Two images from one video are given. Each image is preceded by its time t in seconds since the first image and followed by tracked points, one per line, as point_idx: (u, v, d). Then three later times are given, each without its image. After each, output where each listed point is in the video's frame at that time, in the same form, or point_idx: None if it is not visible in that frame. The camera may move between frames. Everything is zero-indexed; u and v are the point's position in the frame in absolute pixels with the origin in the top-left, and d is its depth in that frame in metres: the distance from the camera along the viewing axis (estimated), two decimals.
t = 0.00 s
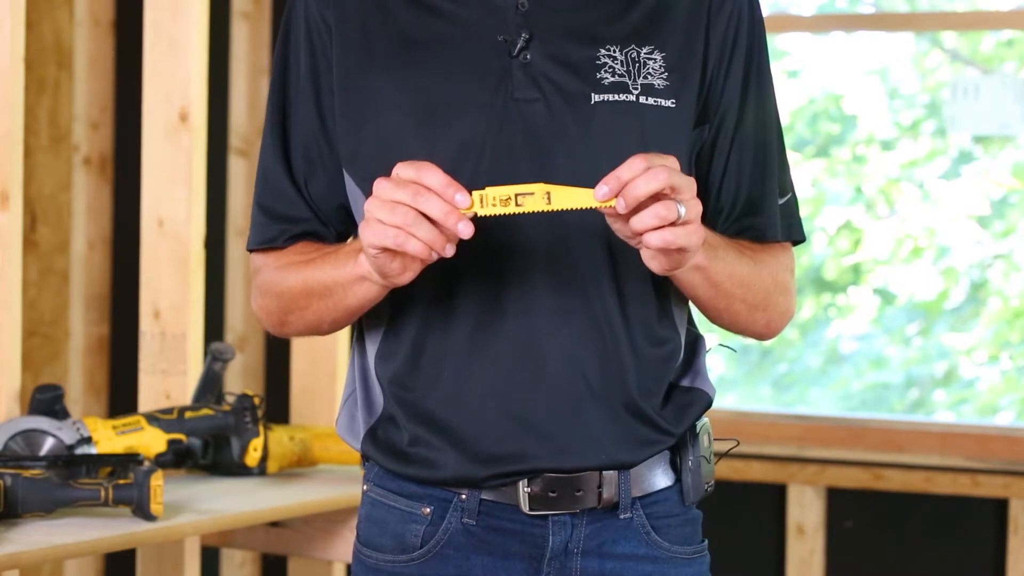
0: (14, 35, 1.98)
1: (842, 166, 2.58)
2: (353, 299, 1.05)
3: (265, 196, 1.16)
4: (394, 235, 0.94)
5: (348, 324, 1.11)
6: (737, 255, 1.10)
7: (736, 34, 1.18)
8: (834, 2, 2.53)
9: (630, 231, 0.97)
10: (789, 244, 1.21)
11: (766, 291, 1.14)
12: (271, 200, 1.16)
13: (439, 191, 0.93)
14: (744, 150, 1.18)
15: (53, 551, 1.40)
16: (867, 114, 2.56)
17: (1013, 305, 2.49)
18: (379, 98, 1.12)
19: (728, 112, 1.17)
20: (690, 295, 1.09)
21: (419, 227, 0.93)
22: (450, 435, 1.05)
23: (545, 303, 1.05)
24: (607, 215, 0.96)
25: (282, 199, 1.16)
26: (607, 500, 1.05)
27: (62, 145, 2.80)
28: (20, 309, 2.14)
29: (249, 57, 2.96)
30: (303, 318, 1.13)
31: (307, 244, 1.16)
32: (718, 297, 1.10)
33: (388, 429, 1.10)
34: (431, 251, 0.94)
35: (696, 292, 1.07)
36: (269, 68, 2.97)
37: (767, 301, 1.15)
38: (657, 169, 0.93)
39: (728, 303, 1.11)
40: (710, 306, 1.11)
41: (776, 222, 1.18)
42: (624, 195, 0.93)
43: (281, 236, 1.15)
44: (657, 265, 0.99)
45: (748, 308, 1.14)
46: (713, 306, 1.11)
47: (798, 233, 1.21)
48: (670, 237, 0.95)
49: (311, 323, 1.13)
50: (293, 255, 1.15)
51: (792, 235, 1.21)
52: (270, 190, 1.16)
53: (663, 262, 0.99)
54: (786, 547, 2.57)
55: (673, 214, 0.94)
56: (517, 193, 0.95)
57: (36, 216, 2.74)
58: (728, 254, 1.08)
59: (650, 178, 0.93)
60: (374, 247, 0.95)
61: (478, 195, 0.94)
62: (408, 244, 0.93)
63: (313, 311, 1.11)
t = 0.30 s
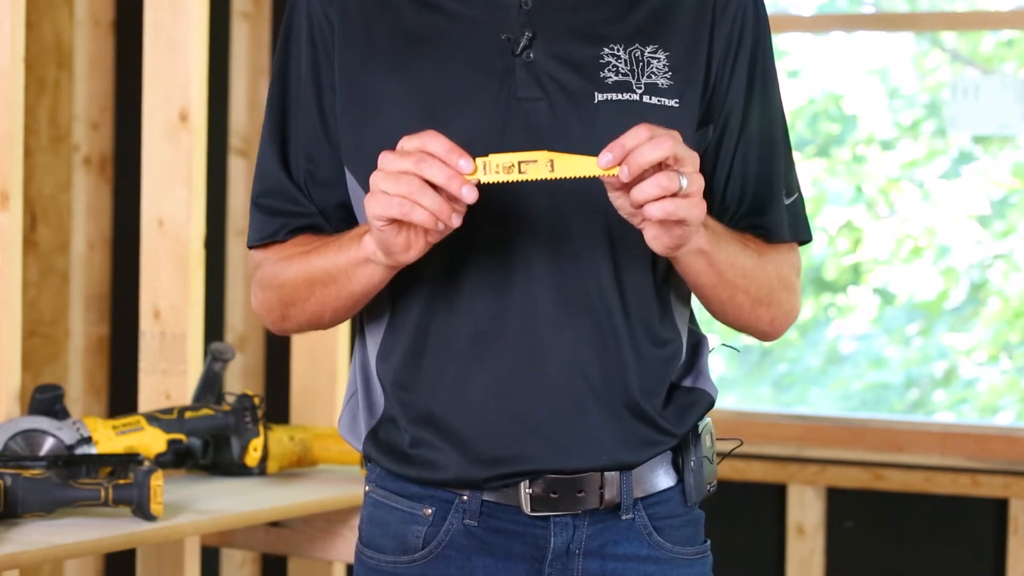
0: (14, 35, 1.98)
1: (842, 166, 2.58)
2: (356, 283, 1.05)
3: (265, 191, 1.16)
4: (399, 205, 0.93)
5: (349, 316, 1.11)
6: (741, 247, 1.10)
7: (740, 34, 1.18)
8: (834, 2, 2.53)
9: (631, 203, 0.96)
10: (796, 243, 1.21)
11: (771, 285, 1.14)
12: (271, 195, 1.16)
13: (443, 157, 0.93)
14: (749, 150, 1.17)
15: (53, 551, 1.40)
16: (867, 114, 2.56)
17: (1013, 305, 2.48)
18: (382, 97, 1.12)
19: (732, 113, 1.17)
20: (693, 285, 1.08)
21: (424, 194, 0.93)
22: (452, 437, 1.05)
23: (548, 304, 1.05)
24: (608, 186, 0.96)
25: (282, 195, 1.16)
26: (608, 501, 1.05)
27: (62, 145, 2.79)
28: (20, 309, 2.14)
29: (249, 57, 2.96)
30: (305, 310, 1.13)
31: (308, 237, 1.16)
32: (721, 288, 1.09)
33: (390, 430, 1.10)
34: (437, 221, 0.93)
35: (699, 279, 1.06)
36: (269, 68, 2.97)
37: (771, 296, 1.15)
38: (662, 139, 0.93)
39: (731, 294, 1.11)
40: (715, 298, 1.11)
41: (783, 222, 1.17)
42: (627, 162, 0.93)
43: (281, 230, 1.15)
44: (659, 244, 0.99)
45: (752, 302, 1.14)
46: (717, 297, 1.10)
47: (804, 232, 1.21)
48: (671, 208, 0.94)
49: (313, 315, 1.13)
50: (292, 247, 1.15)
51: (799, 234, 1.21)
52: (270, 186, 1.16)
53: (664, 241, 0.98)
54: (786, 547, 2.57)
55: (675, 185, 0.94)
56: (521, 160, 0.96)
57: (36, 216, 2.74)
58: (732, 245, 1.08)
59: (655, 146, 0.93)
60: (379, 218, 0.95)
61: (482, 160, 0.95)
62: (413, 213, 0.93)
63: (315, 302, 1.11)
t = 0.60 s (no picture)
0: (14, 35, 1.98)
1: (841, 166, 2.58)
2: (359, 291, 1.05)
3: (269, 190, 1.17)
4: (405, 220, 0.93)
5: (353, 319, 1.11)
6: (744, 253, 1.10)
7: (745, 36, 1.19)
8: (834, 2, 2.53)
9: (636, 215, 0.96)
10: (796, 247, 1.21)
11: (772, 292, 1.14)
12: (275, 194, 1.16)
13: (449, 173, 0.93)
14: (752, 153, 1.18)
15: (53, 551, 1.40)
16: (867, 114, 2.56)
17: (1013, 305, 2.49)
18: (387, 96, 1.12)
19: (736, 115, 1.17)
20: (697, 291, 1.09)
21: (431, 211, 0.92)
22: (455, 436, 1.05)
23: (552, 304, 1.05)
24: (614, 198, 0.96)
25: (285, 194, 1.16)
26: (611, 502, 1.05)
27: (62, 145, 2.79)
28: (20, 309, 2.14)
29: (249, 57, 2.96)
30: (308, 312, 1.13)
31: (313, 238, 1.16)
32: (724, 294, 1.09)
33: (392, 429, 1.10)
34: (444, 236, 0.93)
35: (702, 287, 1.07)
36: (269, 69, 2.97)
37: (773, 302, 1.15)
38: (668, 154, 0.93)
39: (734, 300, 1.11)
40: (716, 303, 1.11)
41: (784, 226, 1.17)
42: (634, 177, 0.93)
43: (286, 230, 1.15)
44: (664, 253, 0.99)
45: (754, 308, 1.14)
46: (718, 303, 1.11)
47: (805, 237, 1.21)
48: (676, 223, 0.94)
49: (316, 317, 1.13)
50: (297, 249, 1.15)
51: (800, 238, 1.21)
52: (274, 185, 1.16)
53: (669, 250, 0.99)
54: (786, 547, 2.57)
55: (679, 200, 0.94)
56: (526, 176, 0.96)
57: (36, 216, 2.74)
58: (735, 249, 1.08)
59: (661, 161, 0.92)
60: (386, 233, 0.95)
61: (487, 178, 0.94)
62: (419, 229, 0.93)
63: (319, 305, 1.11)
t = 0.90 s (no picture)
0: (14, 35, 1.98)
1: (841, 166, 2.58)
2: (366, 281, 1.05)
3: (274, 186, 1.16)
4: (415, 194, 0.93)
5: (360, 312, 1.11)
6: (743, 248, 1.10)
7: (749, 39, 1.18)
8: (834, 2, 2.53)
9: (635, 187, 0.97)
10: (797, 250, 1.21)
11: (772, 290, 1.14)
12: (279, 191, 1.16)
13: (454, 141, 0.94)
14: (754, 155, 1.18)
15: (53, 551, 1.40)
16: (867, 115, 2.56)
17: (1013, 305, 2.49)
18: (392, 93, 1.13)
19: (739, 119, 1.17)
20: (695, 284, 1.08)
21: (441, 183, 0.93)
22: (457, 435, 1.05)
23: (555, 302, 1.05)
24: (615, 167, 0.97)
25: (289, 189, 1.16)
26: (612, 502, 1.05)
27: (62, 145, 2.79)
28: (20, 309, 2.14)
29: (249, 57, 2.96)
30: (314, 307, 1.13)
31: (318, 234, 1.16)
32: (723, 288, 1.09)
33: (393, 428, 1.09)
34: (454, 210, 0.93)
35: (701, 277, 1.06)
36: (269, 69, 2.98)
37: (773, 301, 1.15)
38: (675, 123, 0.94)
39: (732, 295, 1.11)
40: (715, 298, 1.10)
41: (785, 229, 1.18)
42: (638, 140, 0.94)
43: (291, 226, 1.15)
44: (659, 229, 0.98)
45: (753, 305, 1.14)
46: (716, 297, 1.10)
47: (806, 240, 1.21)
48: (673, 193, 0.94)
49: (322, 313, 1.13)
50: (303, 245, 1.15)
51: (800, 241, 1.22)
52: (279, 182, 1.16)
53: (665, 227, 0.98)
54: (786, 547, 2.57)
55: (679, 171, 0.94)
56: (531, 144, 0.95)
57: (36, 216, 2.74)
58: (734, 244, 1.08)
59: (668, 128, 0.94)
60: (396, 209, 0.95)
61: (494, 144, 0.94)
62: (430, 202, 0.93)
63: (325, 300, 1.11)
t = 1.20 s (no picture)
0: (14, 35, 1.98)
1: (841, 166, 2.59)
2: (368, 287, 1.05)
3: (279, 186, 1.16)
4: (418, 212, 0.93)
5: (361, 316, 1.11)
6: (747, 253, 1.10)
7: (751, 40, 1.18)
8: (834, 2, 2.53)
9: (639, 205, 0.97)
10: (799, 252, 1.21)
11: (774, 293, 1.14)
12: (283, 191, 1.16)
13: (460, 163, 0.94)
14: (756, 157, 1.18)
15: (53, 551, 1.40)
16: (867, 115, 2.56)
17: (1013, 306, 2.49)
18: (395, 93, 1.12)
19: (741, 120, 1.17)
20: (699, 288, 1.08)
21: (443, 203, 0.93)
22: (458, 434, 1.05)
23: (556, 301, 1.06)
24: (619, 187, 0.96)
25: (293, 190, 1.16)
26: (612, 501, 1.05)
27: (62, 145, 2.79)
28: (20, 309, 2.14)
29: (249, 57, 2.96)
30: (317, 309, 1.13)
31: (321, 237, 1.15)
32: (727, 292, 1.09)
33: (395, 428, 1.09)
34: (456, 228, 0.93)
35: (705, 283, 1.07)
36: (269, 69, 2.98)
37: (775, 305, 1.15)
38: (678, 146, 0.94)
39: (735, 300, 1.11)
40: (718, 303, 1.11)
41: (788, 230, 1.18)
42: (644, 165, 0.94)
43: (295, 228, 1.15)
44: (665, 244, 0.99)
45: (756, 310, 1.14)
46: (720, 302, 1.10)
47: (808, 242, 1.21)
48: (679, 215, 0.95)
49: (324, 316, 1.13)
50: (307, 247, 1.14)
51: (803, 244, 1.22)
52: (283, 182, 1.16)
53: (670, 242, 0.99)
54: (786, 546, 2.57)
55: (685, 192, 0.95)
56: (536, 166, 0.96)
57: (36, 216, 2.74)
58: (737, 250, 1.08)
59: (672, 153, 0.94)
60: (398, 224, 0.95)
61: (498, 167, 0.94)
62: (432, 220, 0.93)
63: (328, 302, 1.11)
